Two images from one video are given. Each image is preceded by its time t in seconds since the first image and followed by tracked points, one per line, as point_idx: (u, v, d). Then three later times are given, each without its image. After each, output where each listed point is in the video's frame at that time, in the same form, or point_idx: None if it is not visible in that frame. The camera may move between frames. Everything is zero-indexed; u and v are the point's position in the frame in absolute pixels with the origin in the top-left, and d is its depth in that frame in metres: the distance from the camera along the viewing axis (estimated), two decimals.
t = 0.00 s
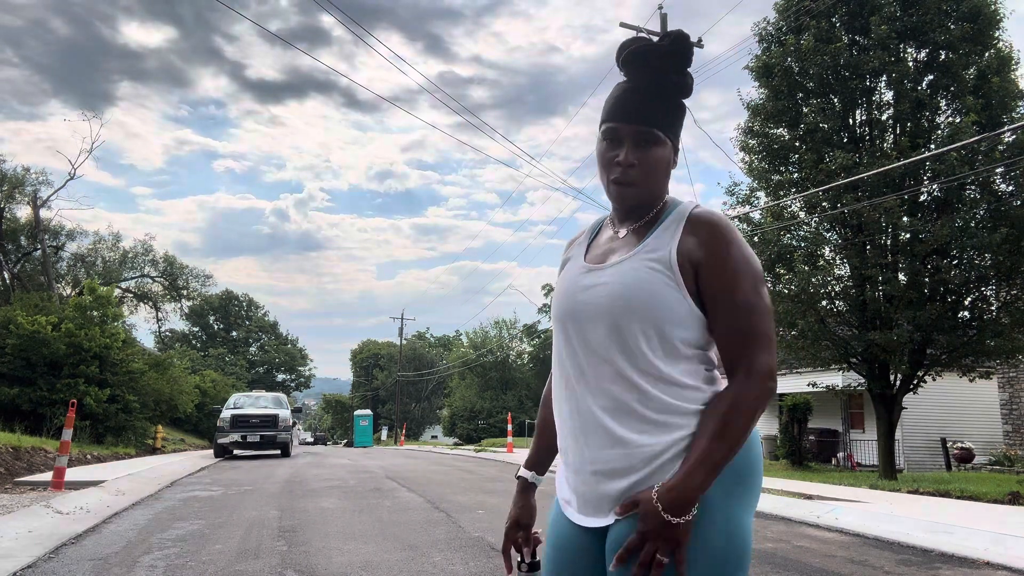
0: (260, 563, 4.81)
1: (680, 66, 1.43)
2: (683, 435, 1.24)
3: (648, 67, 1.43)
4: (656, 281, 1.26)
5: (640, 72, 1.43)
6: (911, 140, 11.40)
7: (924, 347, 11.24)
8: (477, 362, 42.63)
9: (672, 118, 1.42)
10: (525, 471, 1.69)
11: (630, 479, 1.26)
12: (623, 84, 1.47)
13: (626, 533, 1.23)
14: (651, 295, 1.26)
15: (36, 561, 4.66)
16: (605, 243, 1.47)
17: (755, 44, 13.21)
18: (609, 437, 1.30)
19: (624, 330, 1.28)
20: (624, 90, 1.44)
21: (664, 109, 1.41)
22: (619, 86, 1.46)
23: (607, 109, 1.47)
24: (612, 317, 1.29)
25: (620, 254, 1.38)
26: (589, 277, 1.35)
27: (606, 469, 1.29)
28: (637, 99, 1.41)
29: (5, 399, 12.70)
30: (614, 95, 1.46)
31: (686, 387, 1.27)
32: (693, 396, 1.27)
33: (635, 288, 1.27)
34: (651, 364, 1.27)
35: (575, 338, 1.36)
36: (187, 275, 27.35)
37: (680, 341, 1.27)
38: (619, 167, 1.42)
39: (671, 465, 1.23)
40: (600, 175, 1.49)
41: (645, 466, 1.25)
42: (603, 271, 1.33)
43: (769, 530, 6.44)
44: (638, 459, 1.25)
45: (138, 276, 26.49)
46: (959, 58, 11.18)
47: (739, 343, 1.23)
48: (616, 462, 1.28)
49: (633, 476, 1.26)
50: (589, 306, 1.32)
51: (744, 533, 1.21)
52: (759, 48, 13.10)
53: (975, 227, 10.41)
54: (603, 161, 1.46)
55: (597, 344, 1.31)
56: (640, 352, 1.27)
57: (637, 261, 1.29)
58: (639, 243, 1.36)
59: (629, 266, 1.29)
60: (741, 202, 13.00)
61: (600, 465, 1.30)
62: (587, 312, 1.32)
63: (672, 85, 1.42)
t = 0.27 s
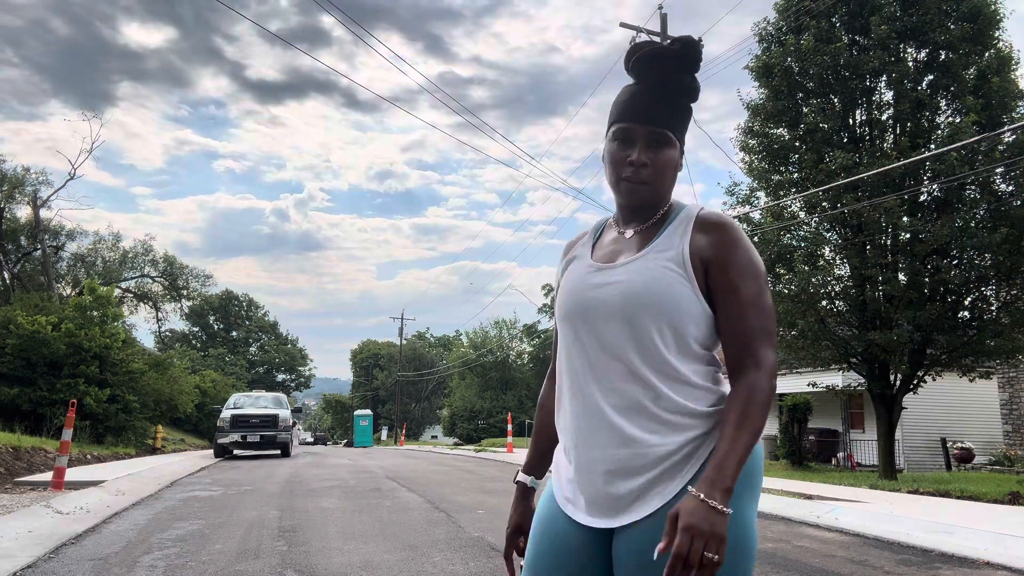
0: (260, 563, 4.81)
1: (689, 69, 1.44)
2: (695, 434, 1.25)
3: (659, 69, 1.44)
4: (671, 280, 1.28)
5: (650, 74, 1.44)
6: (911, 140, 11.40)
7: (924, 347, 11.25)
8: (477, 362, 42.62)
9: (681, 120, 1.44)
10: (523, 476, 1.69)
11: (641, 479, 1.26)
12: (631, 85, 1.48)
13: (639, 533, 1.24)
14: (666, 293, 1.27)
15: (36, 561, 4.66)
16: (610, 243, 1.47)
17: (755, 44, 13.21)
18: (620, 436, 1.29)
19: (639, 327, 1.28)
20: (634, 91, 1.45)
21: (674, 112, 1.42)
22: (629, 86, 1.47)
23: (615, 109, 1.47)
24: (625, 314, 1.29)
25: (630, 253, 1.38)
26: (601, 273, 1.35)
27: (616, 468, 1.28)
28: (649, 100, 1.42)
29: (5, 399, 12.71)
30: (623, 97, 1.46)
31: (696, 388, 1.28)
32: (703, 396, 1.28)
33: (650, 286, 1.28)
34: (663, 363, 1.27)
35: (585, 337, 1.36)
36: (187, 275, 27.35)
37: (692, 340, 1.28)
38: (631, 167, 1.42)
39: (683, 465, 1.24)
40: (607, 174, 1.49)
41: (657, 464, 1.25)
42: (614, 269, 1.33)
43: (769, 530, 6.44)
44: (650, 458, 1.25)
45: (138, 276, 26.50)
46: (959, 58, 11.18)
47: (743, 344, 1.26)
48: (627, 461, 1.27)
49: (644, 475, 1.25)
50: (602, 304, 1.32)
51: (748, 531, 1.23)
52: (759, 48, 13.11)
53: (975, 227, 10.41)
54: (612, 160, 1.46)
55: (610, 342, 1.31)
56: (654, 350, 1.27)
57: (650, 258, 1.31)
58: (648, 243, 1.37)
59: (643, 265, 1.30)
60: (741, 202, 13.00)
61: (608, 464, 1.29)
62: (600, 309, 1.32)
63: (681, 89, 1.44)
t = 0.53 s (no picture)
0: (260, 563, 4.81)
1: (686, 67, 1.44)
2: (689, 432, 1.24)
3: (655, 67, 1.44)
4: (666, 279, 1.28)
5: (646, 72, 1.44)
6: (911, 140, 11.40)
7: (924, 347, 11.25)
8: (477, 362, 42.59)
9: (676, 118, 1.44)
10: (516, 475, 1.70)
11: (634, 476, 1.25)
12: (628, 84, 1.48)
13: (636, 532, 1.24)
14: (661, 292, 1.27)
15: (36, 561, 4.66)
16: (604, 240, 1.47)
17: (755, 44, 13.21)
18: (613, 434, 1.29)
19: (632, 325, 1.28)
20: (631, 89, 1.45)
21: (670, 111, 1.43)
22: (626, 84, 1.47)
23: (611, 107, 1.47)
24: (619, 312, 1.29)
25: (624, 251, 1.38)
26: (595, 271, 1.35)
27: (609, 466, 1.28)
28: (646, 98, 1.42)
29: (5, 399, 12.71)
30: (619, 95, 1.47)
31: (691, 387, 1.27)
32: (697, 394, 1.27)
33: (645, 284, 1.28)
34: (656, 360, 1.27)
35: (579, 336, 1.36)
36: (187, 275, 27.33)
37: (686, 338, 1.28)
38: (625, 163, 1.43)
39: (678, 464, 1.23)
40: (602, 171, 1.49)
41: (651, 463, 1.24)
42: (608, 267, 1.33)
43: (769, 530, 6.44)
44: (643, 455, 1.25)
45: (138, 276, 26.49)
46: (959, 58, 11.18)
47: (739, 347, 1.26)
48: (620, 459, 1.27)
49: (638, 474, 1.25)
50: (595, 302, 1.32)
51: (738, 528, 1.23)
52: (759, 48, 13.11)
53: (975, 227, 10.41)
54: (607, 157, 1.46)
55: (605, 340, 1.31)
56: (646, 348, 1.27)
57: (646, 257, 1.31)
58: (643, 240, 1.38)
59: (638, 263, 1.30)
60: (741, 202, 13.00)
61: (600, 462, 1.29)
62: (594, 307, 1.32)
63: (678, 88, 1.44)
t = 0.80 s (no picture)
0: (260, 563, 4.81)
1: (690, 67, 1.45)
2: (681, 428, 1.24)
3: (661, 65, 1.45)
4: (665, 275, 1.28)
5: (652, 70, 1.45)
6: (911, 140, 11.40)
7: (924, 347, 11.26)
8: (477, 362, 42.60)
9: (681, 117, 1.45)
10: (500, 462, 1.69)
11: (624, 468, 1.25)
12: (632, 81, 1.49)
13: (631, 529, 1.22)
14: (659, 287, 1.27)
15: (36, 561, 4.66)
16: (605, 235, 1.47)
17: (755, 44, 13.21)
18: (604, 425, 1.29)
19: (629, 317, 1.28)
20: (635, 86, 1.46)
21: (676, 107, 1.43)
22: (632, 81, 1.48)
23: (616, 103, 1.48)
24: (617, 304, 1.29)
25: (624, 246, 1.38)
26: (594, 264, 1.35)
27: (599, 457, 1.28)
28: (652, 92, 1.43)
29: (5, 399, 12.71)
30: (623, 91, 1.47)
31: (685, 384, 1.27)
32: (690, 390, 1.27)
33: (644, 278, 1.28)
34: (650, 355, 1.27)
35: (577, 327, 1.35)
36: (187, 275, 27.33)
37: (682, 335, 1.28)
38: (630, 156, 1.43)
39: (672, 459, 1.23)
40: (606, 166, 1.49)
41: (643, 455, 1.24)
42: (606, 260, 1.33)
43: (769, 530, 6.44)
44: (635, 447, 1.24)
45: (138, 276, 26.50)
46: (959, 59, 11.18)
47: (734, 347, 1.28)
48: (611, 449, 1.27)
49: (627, 466, 1.25)
50: (594, 293, 1.32)
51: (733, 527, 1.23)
52: (759, 48, 13.11)
53: (975, 227, 10.40)
54: (612, 151, 1.46)
55: (601, 333, 1.31)
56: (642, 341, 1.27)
57: (645, 252, 1.31)
58: (645, 235, 1.37)
59: (637, 259, 1.30)
60: (741, 202, 13.00)
61: (590, 454, 1.29)
62: (591, 299, 1.32)
63: (684, 88, 1.45)
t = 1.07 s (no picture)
0: (260, 563, 4.81)
1: (696, 71, 1.46)
2: (683, 430, 1.24)
3: (667, 68, 1.45)
4: (670, 275, 1.28)
5: (659, 72, 1.45)
6: (911, 140, 11.40)
7: (924, 347, 11.26)
8: (477, 362, 42.60)
9: (687, 120, 1.45)
10: (498, 459, 1.68)
11: (626, 468, 1.25)
12: (638, 83, 1.48)
13: (634, 528, 1.22)
14: (664, 287, 1.27)
15: (36, 561, 4.66)
16: (607, 236, 1.47)
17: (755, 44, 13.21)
18: (606, 424, 1.29)
19: (633, 317, 1.28)
20: (642, 87, 1.45)
21: (683, 109, 1.44)
22: (639, 82, 1.47)
23: (622, 104, 1.47)
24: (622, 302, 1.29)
25: (627, 246, 1.38)
26: (599, 263, 1.35)
27: (602, 456, 1.28)
28: (660, 93, 1.43)
29: (5, 399, 12.71)
30: (630, 92, 1.47)
31: (687, 385, 1.28)
32: (691, 391, 1.28)
33: (650, 278, 1.28)
34: (654, 355, 1.27)
35: (580, 327, 1.35)
36: (187, 274, 27.32)
37: (686, 336, 1.28)
38: (637, 158, 1.42)
39: (673, 458, 1.23)
40: (611, 166, 1.48)
41: (644, 456, 1.24)
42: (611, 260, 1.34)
43: (769, 531, 6.44)
44: (638, 447, 1.25)
45: (138, 276, 26.49)
46: (959, 59, 11.18)
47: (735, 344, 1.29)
48: (613, 448, 1.27)
49: (628, 466, 1.25)
50: (598, 292, 1.32)
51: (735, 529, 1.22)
52: (759, 48, 13.11)
53: (975, 227, 10.41)
54: (618, 151, 1.45)
55: (605, 330, 1.31)
56: (647, 341, 1.27)
57: (649, 251, 1.32)
58: (650, 236, 1.37)
59: (642, 259, 1.31)
60: (741, 202, 13.00)
61: (591, 453, 1.29)
62: (595, 299, 1.32)
63: (690, 90, 1.46)
